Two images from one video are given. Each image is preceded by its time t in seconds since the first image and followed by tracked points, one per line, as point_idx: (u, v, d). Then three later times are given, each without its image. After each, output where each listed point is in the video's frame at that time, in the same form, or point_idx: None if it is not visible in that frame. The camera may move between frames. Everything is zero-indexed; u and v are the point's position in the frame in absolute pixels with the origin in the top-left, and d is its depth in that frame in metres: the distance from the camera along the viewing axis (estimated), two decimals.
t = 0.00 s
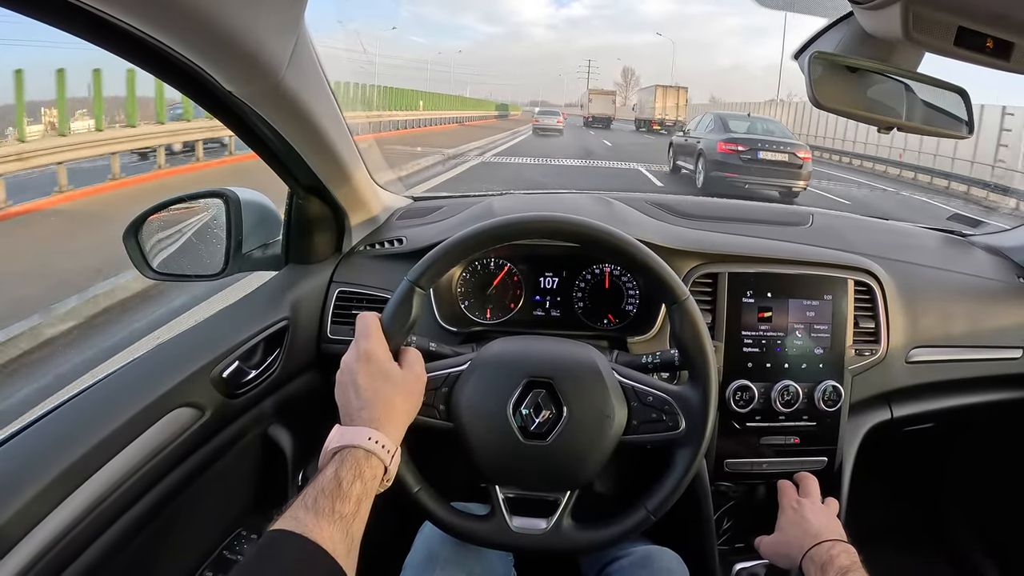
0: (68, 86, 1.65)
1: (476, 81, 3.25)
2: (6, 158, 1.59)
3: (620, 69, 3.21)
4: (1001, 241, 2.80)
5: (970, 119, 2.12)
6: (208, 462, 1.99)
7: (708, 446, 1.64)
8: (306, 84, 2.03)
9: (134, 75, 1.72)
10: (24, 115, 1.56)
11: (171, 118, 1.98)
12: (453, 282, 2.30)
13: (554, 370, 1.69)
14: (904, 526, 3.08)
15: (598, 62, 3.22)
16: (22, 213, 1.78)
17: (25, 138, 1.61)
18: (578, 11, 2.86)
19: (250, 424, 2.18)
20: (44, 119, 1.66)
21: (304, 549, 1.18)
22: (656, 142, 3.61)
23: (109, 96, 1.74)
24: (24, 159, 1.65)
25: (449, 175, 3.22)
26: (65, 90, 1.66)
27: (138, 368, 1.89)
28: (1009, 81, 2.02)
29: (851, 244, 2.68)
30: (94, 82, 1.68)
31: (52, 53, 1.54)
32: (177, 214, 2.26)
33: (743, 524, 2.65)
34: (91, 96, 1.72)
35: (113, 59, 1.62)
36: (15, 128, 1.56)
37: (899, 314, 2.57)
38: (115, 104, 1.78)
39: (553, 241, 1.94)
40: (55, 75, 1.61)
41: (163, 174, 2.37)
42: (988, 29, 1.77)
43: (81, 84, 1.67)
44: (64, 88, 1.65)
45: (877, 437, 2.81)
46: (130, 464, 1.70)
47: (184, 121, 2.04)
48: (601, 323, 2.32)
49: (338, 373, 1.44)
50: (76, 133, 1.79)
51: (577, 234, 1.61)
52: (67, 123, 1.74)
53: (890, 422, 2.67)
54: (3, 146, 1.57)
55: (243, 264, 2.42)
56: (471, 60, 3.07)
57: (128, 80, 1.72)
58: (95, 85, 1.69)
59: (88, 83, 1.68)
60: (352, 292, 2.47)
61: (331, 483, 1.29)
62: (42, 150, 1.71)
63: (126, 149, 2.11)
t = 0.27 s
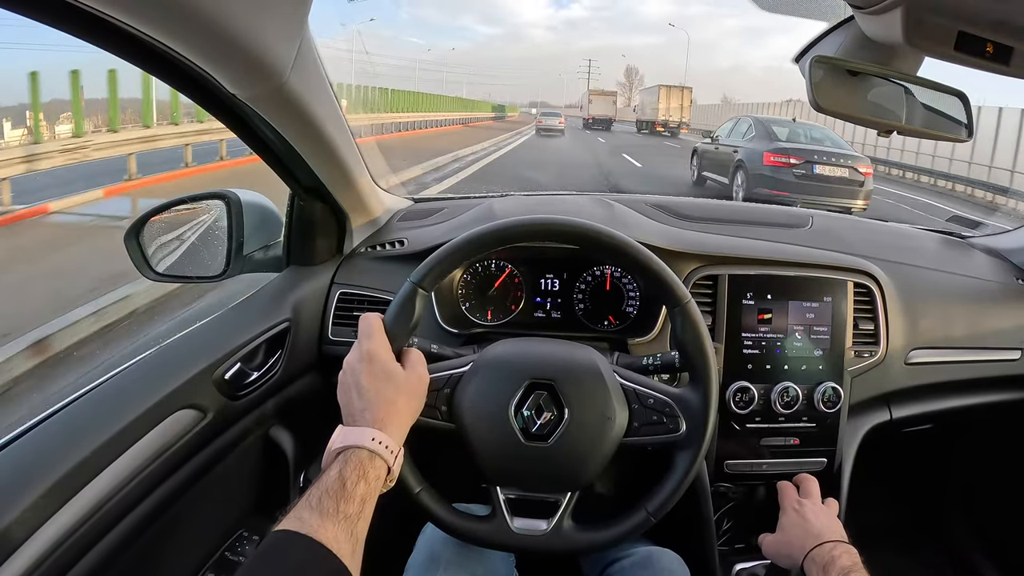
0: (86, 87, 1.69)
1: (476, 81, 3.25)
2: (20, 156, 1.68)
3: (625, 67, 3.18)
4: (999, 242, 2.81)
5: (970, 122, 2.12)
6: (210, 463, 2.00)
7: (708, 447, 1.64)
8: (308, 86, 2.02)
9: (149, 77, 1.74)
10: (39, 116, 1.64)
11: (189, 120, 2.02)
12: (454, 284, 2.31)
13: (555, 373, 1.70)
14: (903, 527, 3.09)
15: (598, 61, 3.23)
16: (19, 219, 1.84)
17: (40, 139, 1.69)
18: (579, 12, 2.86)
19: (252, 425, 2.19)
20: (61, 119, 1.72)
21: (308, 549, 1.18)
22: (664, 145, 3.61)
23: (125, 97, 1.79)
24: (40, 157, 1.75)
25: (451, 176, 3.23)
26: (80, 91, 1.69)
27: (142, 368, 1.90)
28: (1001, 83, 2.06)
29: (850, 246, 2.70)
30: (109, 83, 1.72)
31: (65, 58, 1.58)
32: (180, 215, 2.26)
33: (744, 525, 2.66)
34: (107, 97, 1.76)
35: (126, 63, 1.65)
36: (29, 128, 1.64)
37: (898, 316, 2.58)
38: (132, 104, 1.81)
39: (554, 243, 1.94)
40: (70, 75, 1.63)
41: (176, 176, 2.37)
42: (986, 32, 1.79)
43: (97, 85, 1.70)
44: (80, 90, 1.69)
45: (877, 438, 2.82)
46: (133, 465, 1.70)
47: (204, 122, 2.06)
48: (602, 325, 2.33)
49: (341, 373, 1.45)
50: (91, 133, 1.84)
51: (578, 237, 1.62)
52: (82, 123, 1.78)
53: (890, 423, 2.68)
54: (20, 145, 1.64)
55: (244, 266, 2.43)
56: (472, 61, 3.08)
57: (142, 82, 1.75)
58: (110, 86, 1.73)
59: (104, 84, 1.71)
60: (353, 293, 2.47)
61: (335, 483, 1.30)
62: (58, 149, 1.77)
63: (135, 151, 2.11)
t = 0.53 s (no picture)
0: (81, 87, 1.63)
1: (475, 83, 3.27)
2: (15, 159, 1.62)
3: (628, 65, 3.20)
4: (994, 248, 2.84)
5: (960, 129, 2.13)
6: (209, 467, 2.02)
7: (698, 454, 1.66)
8: (303, 98, 2.05)
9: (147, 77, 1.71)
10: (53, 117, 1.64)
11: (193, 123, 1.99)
12: (451, 290, 2.33)
13: (547, 379, 1.72)
14: (899, 531, 3.11)
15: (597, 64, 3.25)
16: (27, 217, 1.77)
17: (36, 141, 1.64)
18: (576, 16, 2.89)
19: (251, 429, 2.21)
20: (57, 119, 1.66)
21: (303, 553, 1.20)
22: (676, 149, 3.64)
23: (122, 97, 1.73)
24: (37, 160, 1.69)
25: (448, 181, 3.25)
26: (76, 90, 1.62)
27: (142, 373, 1.92)
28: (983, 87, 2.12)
29: (845, 252, 2.71)
30: (105, 82, 1.67)
31: (59, 56, 1.53)
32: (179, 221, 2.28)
33: (739, 529, 2.67)
34: (104, 98, 1.70)
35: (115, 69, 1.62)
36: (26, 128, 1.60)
37: (892, 322, 2.60)
38: (129, 105, 1.77)
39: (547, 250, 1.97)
40: (66, 74, 1.58)
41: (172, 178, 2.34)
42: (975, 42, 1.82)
43: (93, 83, 1.65)
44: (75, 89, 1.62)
45: (871, 442, 2.84)
46: (132, 470, 1.73)
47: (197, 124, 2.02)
48: (597, 331, 2.35)
49: (337, 379, 1.48)
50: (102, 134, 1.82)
51: (570, 246, 1.64)
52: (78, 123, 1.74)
53: (884, 428, 2.69)
54: (13, 148, 1.59)
55: (243, 271, 2.45)
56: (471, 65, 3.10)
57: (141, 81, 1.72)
58: (109, 87, 1.68)
59: (101, 83, 1.66)
60: (351, 299, 2.50)
61: (330, 487, 1.32)
62: (56, 152, 1.74)
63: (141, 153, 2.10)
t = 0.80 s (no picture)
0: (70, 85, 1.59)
1: (479, 83, 3.27)
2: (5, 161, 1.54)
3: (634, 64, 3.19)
4: (995, 252, 2.84)
5: (965, 134, 2.14)
6: (214, 467, 2.02)
7: (704, 453, 1.68)
8: (312, 95, 2.06)
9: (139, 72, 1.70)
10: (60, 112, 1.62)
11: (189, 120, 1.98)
12: (456, 290, 2.34)
13: (553, 381, 1.73)
14: (899, 534, 3.11)
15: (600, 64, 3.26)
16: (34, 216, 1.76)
17: (22, 142, 1.57)
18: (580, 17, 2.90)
19: (255, 428, 2.22)
20: (44, 121, 1.60)
21: (311, 556, 1.20)
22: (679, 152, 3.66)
23: (112, 96, 1.71)
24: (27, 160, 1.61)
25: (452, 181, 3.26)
26: (63, 91, 1.58)
27: (149, 373, 1.93)
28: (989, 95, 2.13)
29: (847, 255, 2.73)
30: (97, 79, 1.66)
31: (47, 49, 1.50)
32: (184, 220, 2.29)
33: (741, 530, 2.68)
34: (94, 96, 1.67)
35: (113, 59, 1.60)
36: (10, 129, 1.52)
37: (895, 325, 2.61)
38: (120, 104, 1.74)
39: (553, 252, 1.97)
40: (52, 72, 1.54)
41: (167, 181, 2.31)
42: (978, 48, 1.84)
43: (84, 81, 1.62)
44: (65, 88, 1.58)
45: (873, 445, 2.85)
46: (137, 470, 1.73)
47: (194, 122, 2.01)
48: (601, 332, 2.36)
49: (343, 383, 1.49)
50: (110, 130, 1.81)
51: (578, 248, 1.65)
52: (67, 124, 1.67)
53: (885, 431, 2.70)
54: None
55: (248, 270, 2.46)
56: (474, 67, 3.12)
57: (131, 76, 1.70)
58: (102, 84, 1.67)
59: (90, 80, 1.64)
60: (356, 299, 2.50)
61: (338, 489, 1.33)
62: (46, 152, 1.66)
63: (138, 153, 2.06)
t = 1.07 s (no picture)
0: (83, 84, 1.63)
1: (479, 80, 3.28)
2: (26, 156, 1.58)
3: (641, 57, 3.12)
4: (993, 249, 2.85)
5: (961, 130, 2.13)
6: (214, 461, 2.04)
7: (704, 437, 1.68)
8: (312, 89, 2.07)
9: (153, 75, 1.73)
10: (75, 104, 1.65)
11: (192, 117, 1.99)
12: (455, 285, 2.34)
13: (552, 375, 1.74)
14: (897, 531, 3.13)
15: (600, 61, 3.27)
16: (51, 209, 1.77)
17: (43, 136, 1.60)
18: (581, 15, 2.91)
19: (256, 423, 2.23)
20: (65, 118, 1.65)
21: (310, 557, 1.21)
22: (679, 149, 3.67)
23: (128, 95, 1.74)
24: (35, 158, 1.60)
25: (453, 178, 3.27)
26: (80, 87, 1.63)
27: (150, 367, 1.94)
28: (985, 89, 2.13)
29: (846, 251, 2.74)
30: (112, 77, 1.68)
31: (63, 52, 1.54)
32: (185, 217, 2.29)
33: (739, 526, 2.72)
34: (109, 95, 1.71)
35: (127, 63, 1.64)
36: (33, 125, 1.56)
37: (893, 321, 2.62)
38: (135, 104, 1.78)
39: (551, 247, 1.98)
40: (73, 69, 1.59)
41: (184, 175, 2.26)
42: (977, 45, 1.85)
43: (101, 80, 1.66)
44: (83, 86, 1.63)
45: (871, 441, 2.86)
46: (138, 464, 1.74)
47: (205, 120, 2.04)
48: (599, 327, 2.37)
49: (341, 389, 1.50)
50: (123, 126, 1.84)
51: (576, 243, 1.64)
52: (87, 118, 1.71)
53: (883, 426, 2.71)
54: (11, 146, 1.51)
55: (249, 266, 2.48)
56: (475, 62, 3.13)
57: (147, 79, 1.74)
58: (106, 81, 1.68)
59: (107, 80, 1.68)
60: (356, 294, 2.52)
61: (337, 494, 1.34)
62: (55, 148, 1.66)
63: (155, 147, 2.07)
